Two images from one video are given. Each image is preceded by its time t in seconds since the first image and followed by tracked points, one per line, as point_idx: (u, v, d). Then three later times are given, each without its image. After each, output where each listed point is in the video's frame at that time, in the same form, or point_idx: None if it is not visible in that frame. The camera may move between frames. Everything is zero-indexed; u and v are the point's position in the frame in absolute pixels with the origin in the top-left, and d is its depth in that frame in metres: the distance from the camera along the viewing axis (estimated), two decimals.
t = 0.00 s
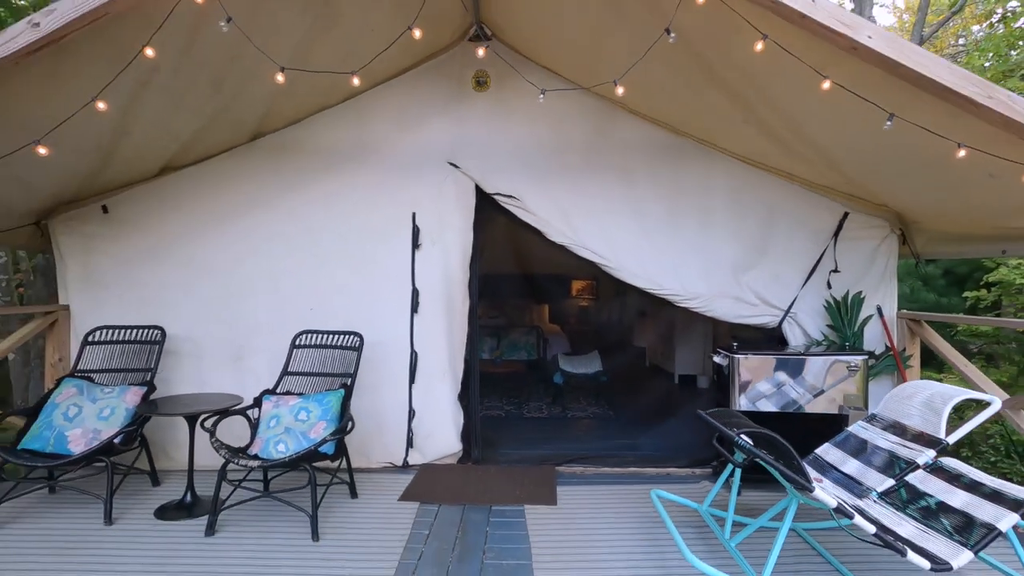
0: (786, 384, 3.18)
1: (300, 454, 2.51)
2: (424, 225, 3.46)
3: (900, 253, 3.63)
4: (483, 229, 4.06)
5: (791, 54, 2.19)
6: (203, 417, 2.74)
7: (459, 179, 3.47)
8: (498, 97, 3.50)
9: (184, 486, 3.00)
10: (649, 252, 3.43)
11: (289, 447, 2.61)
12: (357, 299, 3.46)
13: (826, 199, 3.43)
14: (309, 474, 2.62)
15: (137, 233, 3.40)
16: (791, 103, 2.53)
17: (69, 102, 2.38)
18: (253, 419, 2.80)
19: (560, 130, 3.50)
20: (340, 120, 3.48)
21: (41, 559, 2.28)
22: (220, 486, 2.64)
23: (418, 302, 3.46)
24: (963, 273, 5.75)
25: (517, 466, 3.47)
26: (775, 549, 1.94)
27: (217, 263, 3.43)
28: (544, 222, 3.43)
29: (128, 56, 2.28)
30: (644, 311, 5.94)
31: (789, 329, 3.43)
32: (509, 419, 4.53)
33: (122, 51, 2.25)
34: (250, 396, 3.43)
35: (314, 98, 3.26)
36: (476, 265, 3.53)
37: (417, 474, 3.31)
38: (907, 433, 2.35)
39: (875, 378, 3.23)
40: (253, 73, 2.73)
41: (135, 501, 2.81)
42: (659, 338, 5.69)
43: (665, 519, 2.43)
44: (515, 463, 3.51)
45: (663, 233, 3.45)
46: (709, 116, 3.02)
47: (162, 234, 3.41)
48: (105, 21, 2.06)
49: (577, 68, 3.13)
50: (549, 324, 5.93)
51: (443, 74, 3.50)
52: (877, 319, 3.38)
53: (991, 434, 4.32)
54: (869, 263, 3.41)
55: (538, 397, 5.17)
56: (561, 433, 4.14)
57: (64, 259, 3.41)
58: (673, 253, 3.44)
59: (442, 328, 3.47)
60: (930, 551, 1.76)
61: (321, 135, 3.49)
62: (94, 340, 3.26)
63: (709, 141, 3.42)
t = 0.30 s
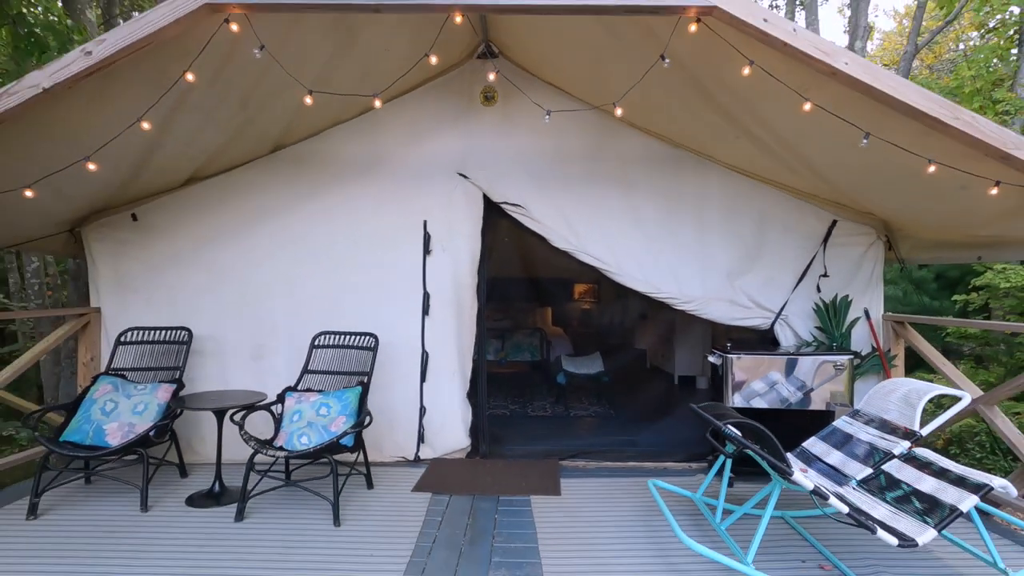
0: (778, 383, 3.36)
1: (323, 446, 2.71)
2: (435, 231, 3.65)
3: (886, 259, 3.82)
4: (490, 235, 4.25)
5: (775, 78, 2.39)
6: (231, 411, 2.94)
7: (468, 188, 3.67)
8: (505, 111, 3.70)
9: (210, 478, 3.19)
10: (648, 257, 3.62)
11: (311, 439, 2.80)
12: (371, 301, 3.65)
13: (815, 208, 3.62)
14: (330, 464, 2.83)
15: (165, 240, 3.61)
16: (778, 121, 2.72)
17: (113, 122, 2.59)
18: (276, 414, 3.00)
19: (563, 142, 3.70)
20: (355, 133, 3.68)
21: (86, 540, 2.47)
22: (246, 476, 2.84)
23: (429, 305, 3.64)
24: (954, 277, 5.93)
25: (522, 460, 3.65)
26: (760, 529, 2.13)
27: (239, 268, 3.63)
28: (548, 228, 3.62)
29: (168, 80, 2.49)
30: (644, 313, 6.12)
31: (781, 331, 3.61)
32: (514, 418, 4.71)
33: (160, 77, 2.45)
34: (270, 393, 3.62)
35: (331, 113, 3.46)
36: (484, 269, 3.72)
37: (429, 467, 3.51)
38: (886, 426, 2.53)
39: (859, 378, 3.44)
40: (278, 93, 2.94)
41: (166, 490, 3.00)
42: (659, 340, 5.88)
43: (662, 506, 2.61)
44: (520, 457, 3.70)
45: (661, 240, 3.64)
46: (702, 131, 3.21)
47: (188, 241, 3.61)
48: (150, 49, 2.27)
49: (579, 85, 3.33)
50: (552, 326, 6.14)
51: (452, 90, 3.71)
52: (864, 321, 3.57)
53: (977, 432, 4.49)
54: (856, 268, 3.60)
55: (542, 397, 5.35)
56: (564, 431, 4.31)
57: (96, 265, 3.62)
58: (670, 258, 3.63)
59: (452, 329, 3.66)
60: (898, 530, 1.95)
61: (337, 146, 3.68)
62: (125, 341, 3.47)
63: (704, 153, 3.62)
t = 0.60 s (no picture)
0: (770, 379, 3.55)
1: (341, 435, 2.92)
2: (443, 234, 3.86)
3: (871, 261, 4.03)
4: (495, 238, 4.46)
5: (759, 95, 2.59)
6: (254, 403, 3.16)
7: (474, 194, 3.88)
8: (509, 122, 3.92)
9: (233, 467, 3.40)
10: (645, 260, 3.83)
11: (330, 429, 3.01)
12: (384, 302, 3.86)
13: (803, 213, 3.82)
14: (348, 453, 3.05)
15: (188, 244, 3.83)
16: (763, 134, 2.92)
17: (151, 136, 2.81)
18: (296, 407, 3.21)
19: (564, 150, 3.91)
20: (367, 143, 3.90)
21: (125, 519, 2.68)
22: (268, 462, 3.06)
23: (437, 305, 3.85)
24: (944, 280, 6.11)
25: (526, 452, 3.85)
26: (743, 507, 2.33)
27: (259, 270, 3.84)
28: (550, 233, 3.83)
29: (201, 98, 2.71)
30: (644, 314, 6.32)
31: (771, 329, 3.81)
32: (518, 414, 4.89)
33: (193, 96, 2.67)
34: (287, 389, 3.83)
35: (345, 124, 3.68)
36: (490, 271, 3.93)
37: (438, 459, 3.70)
38: (864, 416, 2.73)
39: (845, 374, 3.65)
40: (298, 107, 3.15)
41: (193, 478, 3.20)
42: (657, 340, 6.07)
43: (656, 490, 2.81)
44: (524, 450, 3.89)
45: (657, 243, 3.85)
46: (695, 141, 3.41)
47: (210, 244, 3.83)
48: (187, 70, 2.49)
49: (579, 98, 3.54)
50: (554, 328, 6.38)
51: (459, 102, 3.92)
52: (850, 321, 3.77)
53: (963, 427, 4.66)
54: (842, 269, 3.80)
55: (545, 395, 5.54)
56: (566, 426, 4.50)
57: (124, 267, 3.84)
58: (666, 261, 3.83)
59: (459, 328, 3.86)
60: (869, 507, 2.17)
61: (350, 155, 3.89)
62: (152, 339, 3.69)
63: (698, 161, 3.82)
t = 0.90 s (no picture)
0: (762, 376, 3.74)
1: (357, 426, 3.12)
2: (451, 239, 4.07)
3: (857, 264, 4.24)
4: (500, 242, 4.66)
5: (745, 111, 2.80)
6: (274, 398, 3.37)
7: (480, 201, 4.08)
8: (513, 132, 4.13)
9: (254, 458, 3.61)
10: (642, 263, 4.03)
11: (346, 422, 3.22)
12: (394, 303, 4.07)
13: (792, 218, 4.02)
14: (362, 444, 3.27)
15: (209, 248, 4.04)
16: (750, 146, 3.13)
17: (181, 149, 3.02)
18: (314, 400, 3.41)
19: (565, 159, 4.12)
20: (379, 152, 4.11)
21: (157, 504, 2.89)
22: (287, 452, 3.28)
23: (445, 306, 4.05)
24: (935, 281, 6.29)
25: (529, 446, 4.05)
26: (729, 493, 2.53)
27: (276, 273, 4.05)
28: (552, 237, 4.03)
29: (226, 114, 2.92)
30: (643, 315, 6.50)
31: (762, 329, 4.02)
32: (520, 411, 5.09)
33: (220, 112, 2.88)
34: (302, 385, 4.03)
35: (358, 135, 3.89)
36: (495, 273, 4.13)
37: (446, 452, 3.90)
38: (845, 409, 2.92)
39: (832, 371, 3.85)
40: (315, 121, 3.36)
41: (217, 468, 3.41)
42: (656, 340, 6.26)
43: (651, 478, 3.00)
44: (527, 444, 4.09)
45: (654, 247, 4.05)
46: (688, 151, 3.61)
47: (230, 248, 4.04)
48: (215, 89, 2.70)
49: (580, 110, 3.74)
50: (555, 329, 6.60)
51: (465, 114, 4.14)
52: (836, 321, 3.99)
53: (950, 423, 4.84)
54: (829, 272, 4.01)
55: (547, 393, 5.73)
56: (567, 422, 4.68)
57: (148, 271, 4.05)
58: (663, 263, 4.04)
59: (466, 327, 4.06)
60: (844, 490, 2.38)
61: (362, 164, 4.10)
62: (177, 338, 3.90)
63: (692, 170, 4.03)
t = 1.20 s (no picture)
0: (757, 373, 3.87)
1: (371, 420, 3.30)
2: (458, 241, 4.24)
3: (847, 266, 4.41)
4: (504, 244, 4.83)
5: (736, 122, 2.98)
6: (291, 393, 3.55)
7: (485, 206, 4.26)
8: (517, 139, 4.31)
9: (271, 451, 3.79)
10: (641, 265, 4.21)
11: (360, 415, 3.40)
12: (404, 303, 4.25)
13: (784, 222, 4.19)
14: (375, 437, 3.45)
15: (227, 251, 4.22)
16: (742, 154, 3.30)
17: (204, 158, 3.20)
18: (328, 393, 3.60)
19: (567, 165, 4.30)
20: (388, 159, 4.29)
21: (184, 491, 3.08)
22: (305, 445, 3.46)
23: (453, 305, 4.23)
24: (927, 282, 6.45)
25: (533, 440, 4.23)
26: (722, 480, 2.70)
27: (290, 275, 4.23)
28: (554, 240, 4.21)
29: (248, 125, 3.10)
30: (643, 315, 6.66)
31: (757, 328, 4.19)
32: (524, 408, 5.26)
33: (243, 124, 3.06)
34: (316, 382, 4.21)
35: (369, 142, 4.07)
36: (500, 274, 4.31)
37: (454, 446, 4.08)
38: (832, 402, 3.09)
39: (823, 367, 4.03)
40: (330, 130, 3.54)
41: (237, 461, 3.59)
42: (655, 339, 6.42)
43: (650, 468, 3.17)
44: (531, 438, 4.26)
45: (652, 250, 4.22)
46: (684, 159, 3.79)
47: (247, 251, 4.22)
48: (240, 103, 2.88)
49: (582, 119, 3.92)
50: (558, 329, 6.86)
51: (471, 122, 4.32)
52: (827, 320, 4.17)
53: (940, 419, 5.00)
54: (821, 273, 4.18)
55: (550, 390, 5.90)
56: (568, 418, 4.85)
57: (169, 273, 4.24)
58: (662, 265, 4.21)
59: (472, 327, 4.24)
60: (828, 475, 2.56)
61: (373, 170, 4.28)
62: (197, 337, 4.09)
63: (689, 175, 4.20)
